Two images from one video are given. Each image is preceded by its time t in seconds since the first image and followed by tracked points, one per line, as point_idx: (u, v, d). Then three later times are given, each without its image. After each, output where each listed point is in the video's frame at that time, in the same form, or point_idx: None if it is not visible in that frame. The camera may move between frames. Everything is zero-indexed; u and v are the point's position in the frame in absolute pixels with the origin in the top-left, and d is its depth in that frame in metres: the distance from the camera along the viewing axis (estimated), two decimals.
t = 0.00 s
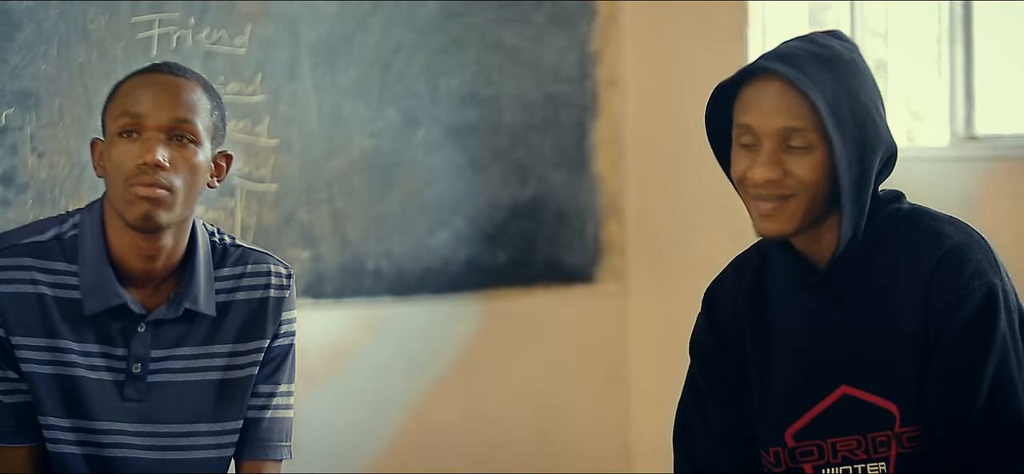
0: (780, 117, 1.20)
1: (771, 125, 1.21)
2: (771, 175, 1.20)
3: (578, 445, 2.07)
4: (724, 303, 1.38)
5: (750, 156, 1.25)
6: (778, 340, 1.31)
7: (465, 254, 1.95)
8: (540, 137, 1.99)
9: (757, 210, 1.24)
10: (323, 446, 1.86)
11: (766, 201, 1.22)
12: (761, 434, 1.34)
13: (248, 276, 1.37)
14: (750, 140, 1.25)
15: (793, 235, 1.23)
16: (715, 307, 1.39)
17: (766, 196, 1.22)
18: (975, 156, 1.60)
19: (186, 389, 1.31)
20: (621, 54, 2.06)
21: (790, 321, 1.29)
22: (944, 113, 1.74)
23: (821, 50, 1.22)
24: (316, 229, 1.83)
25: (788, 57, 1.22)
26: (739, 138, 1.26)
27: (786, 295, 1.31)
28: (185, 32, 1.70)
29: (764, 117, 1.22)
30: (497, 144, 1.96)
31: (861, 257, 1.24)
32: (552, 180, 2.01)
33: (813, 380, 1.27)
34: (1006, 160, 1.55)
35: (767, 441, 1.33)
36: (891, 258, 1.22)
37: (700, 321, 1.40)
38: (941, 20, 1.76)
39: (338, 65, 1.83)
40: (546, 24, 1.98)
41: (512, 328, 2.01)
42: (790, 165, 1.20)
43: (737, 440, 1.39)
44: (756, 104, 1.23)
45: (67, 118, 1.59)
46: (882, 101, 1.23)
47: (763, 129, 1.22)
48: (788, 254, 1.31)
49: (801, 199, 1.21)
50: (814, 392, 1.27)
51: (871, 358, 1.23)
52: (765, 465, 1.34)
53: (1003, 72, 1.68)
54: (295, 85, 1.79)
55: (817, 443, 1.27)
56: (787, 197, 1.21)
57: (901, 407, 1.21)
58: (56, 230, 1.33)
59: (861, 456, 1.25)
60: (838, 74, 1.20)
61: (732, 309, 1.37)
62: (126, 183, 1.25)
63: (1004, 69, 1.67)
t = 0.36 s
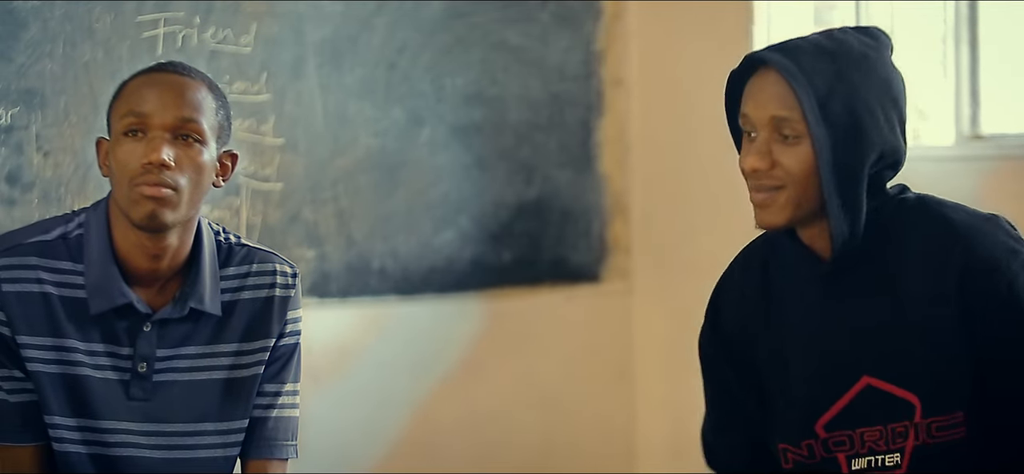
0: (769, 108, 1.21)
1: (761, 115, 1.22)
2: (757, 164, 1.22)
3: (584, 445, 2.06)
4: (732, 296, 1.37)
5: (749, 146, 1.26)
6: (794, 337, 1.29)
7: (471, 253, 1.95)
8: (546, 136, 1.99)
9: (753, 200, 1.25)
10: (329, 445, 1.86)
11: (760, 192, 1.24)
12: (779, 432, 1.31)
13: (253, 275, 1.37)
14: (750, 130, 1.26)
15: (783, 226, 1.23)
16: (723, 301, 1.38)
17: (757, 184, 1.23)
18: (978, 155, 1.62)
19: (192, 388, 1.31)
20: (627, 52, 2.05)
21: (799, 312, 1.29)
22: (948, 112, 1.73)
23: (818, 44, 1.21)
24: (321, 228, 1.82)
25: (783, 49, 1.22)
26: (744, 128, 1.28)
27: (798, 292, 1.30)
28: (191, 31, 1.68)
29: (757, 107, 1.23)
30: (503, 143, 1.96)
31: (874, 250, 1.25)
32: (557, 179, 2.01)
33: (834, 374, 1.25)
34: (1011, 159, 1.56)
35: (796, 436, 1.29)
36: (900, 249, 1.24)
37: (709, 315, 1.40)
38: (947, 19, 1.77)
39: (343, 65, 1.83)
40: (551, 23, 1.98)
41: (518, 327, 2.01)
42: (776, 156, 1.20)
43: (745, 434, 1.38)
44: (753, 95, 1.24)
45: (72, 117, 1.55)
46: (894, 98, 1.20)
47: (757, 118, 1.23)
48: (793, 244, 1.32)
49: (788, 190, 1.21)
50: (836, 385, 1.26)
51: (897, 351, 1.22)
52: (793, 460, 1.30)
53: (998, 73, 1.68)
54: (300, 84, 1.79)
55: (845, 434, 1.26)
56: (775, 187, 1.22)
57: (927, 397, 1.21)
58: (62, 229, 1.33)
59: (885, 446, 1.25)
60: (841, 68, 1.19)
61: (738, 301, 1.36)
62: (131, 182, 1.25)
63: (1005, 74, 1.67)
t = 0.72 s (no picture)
0: (815, 102, 1.25)
1: (808, 110, 1.26)
2: (807, 159, 1.24)
3: (584, 445, 2.06)
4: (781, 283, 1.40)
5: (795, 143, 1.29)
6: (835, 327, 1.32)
7: (471, 253, 1.95)
8: (546, 136, 1.99)
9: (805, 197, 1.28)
10: (329, 445, 1.85)
11: (811, 188, 1.26)
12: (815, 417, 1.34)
13: (253, 275, 1.37)
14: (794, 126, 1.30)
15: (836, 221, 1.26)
16: (771, 287, 1.41)
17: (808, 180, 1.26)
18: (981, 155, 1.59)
19: (191, 388, 1.31)
20: (626, 54, 2.06)
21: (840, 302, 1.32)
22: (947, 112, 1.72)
23: (855, 34, 1.26)
24: (321, 228, 1.82)
25: (823, 43, 1.26)
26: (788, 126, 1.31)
27: (842, 284, 1.33)
28: (191, 31, 1.68)
29: (802, 102, 1.27)
30: (503, 143, 1.96)
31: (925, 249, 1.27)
32: (558, 179, 2.01)
33: (871, 365, 1.29)
34: (1011, 159, 1.55)
35: (829, 422, 1.32)
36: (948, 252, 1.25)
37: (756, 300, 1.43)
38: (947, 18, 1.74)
39: (343, 65, 1.83)
40: (552, 23, 1.98)
41: (518, 327, 2.01)
42: (826, 149, 1.24)
43: (776, 421, 1.40)
44: (796, 92, 1.28)
45: (73, 117, 1.55)
46: (937, 82, 1.24)
47: (803, 114, 1.27)
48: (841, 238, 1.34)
49: (839, 182, 1.24)
50: (872, 376, 1.29)
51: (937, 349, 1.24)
52: (823, 443, 1.33)
53: (998, 74, 1.69)
54: (300, 84, 1.79)
55: (876, 424, 1.29)
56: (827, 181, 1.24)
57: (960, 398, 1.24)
58: (63, 229, 1.33)
59: (914, 442, 1.27)
60: (881, 57, 1.23)
61: (783, 289, 1.40)
62: (131, 182, 1.25)
63: (1005, 74, 1.67)
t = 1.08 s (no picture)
0: (963, 84, 1.19)
1: (955, 92, 1.19)
2: (965, 141, 1.17)
3: (583, 445, 2.06)
4: (810, 272, 1.35)
5: (924, 126, 1.19)
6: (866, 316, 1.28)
7: (469, 253, 1.95)
8: (544, 136, 1.99)
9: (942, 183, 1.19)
10: (328, 445, 1.85)
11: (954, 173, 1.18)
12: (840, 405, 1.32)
13: (251, 275, 1.37)
14: (920, 109, 1.20)
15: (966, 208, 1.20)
16: (807, 267, 1.36)
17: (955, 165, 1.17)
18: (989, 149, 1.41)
19: (189, 388, 1.31)
20: (624, 55, 2.06)
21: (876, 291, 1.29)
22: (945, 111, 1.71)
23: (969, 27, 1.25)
24: (319, 228, 1.81)
25: (956, 28, 1.21)
26: (907, 108, 1.21)
27: (875, 270, 1.29)
28: (189, 31, 1.65)
29: (948, 83, 1.19)
30: (501, 142, 1.96)
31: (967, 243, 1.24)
32: (556, 179, 2.01)
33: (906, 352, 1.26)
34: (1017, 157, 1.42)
35: (863, 410, 1.29)
36: (994, 244, 1.23)
37: (791, 279, 1.38)
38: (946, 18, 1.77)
39: (341, 65, 1.83)
40: (550, 23, 1.98)
41: (517, 327, 2.01)
42: (977, 133, 1.18)
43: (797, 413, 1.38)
44: (933, 72, 1.19)
45: (70, 117, 1.51)
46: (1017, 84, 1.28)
47: (946, 95, 1.19)
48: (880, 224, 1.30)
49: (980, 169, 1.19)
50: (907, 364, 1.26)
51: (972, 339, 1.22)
52: (856, 432, 1.30)
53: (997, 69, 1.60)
54: (298, 84, 1.79)
55: (915, 412, 1.26)
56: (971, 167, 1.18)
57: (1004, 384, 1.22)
58: (61, 229, 1.33)
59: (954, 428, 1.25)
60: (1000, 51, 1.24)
61: (815, 275, 1.35)
62: (130, 183, 1.25)
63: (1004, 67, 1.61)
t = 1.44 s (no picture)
0: (977, 74, 1.24)
1: (968, 82, 1.25)
2: (974, 131, 1.23)
3: (575, 443, 2.07)
4: (810, 259, 1.41)
5: (937, 114, 1.26)
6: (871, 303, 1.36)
7: (461, 252, 1.96)
8: (536, 136, 1.99)
9: (948, 170, 1.25)
10: (320, 444, 1.86)
11: (960, 160, 1.24)
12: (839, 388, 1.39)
13: (245, 273, 1.37)
14: (933, 97, 1.26)
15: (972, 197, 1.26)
16: (809, 252, 1.42)
17: (964, 154, 1.23)
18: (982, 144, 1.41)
19: (182, 387, 1.31)
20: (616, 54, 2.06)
21: (878, 278, 1.35)
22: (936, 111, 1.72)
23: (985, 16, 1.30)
24: (311, 227, 1.82)
25: (974, 18, 1.27)
26: (920, 96, 1.27)
27: (881, 261, 1.35)
28: (180, 30, 1.68)
29: (962, 73, 1.25)
30: (493, 142, 1.96)
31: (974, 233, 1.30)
32: (547, 178, 2.01)
33: (907, 341, 1.33)
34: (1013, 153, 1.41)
35: (858, 395, 1.37)
36: (992, 240, 1.30)
37: (792, 261, 1.43)
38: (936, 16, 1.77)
39: (333, 64, 1.83)
40: (542, 22, 1.99)
41: (509, 326, 2.01)
42: (984, 124, 1.24)
43: (785, 392, 1.46)
44: (949, 62, 1.25)
45: (62, 116, 1.54)
46: None
47: (959, 84, 1.25)
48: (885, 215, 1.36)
49: (986, 158, 1.25)
50: (906, 351, 1.33)
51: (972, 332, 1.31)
52: (850, 417, 1.38)
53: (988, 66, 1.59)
54: (290, 83, 1.79)
55: (909, 400, 1.34)
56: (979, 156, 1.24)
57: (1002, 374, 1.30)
58: (53, 229, 1.32)
59: (948, 416, 1.33)
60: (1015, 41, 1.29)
61: (817, 263, 1.41)
62: (122, 183, 1.25)
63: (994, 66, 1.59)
